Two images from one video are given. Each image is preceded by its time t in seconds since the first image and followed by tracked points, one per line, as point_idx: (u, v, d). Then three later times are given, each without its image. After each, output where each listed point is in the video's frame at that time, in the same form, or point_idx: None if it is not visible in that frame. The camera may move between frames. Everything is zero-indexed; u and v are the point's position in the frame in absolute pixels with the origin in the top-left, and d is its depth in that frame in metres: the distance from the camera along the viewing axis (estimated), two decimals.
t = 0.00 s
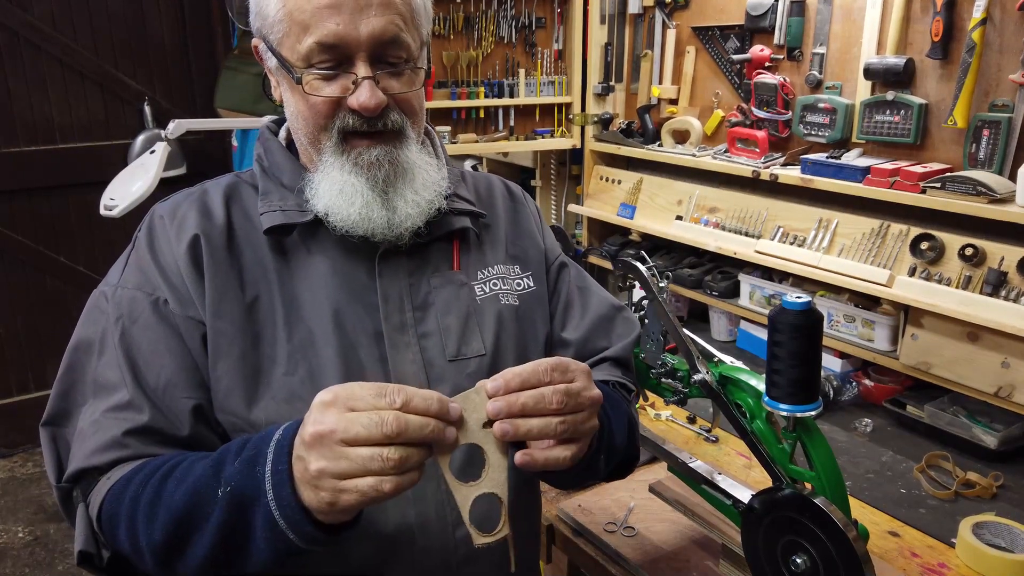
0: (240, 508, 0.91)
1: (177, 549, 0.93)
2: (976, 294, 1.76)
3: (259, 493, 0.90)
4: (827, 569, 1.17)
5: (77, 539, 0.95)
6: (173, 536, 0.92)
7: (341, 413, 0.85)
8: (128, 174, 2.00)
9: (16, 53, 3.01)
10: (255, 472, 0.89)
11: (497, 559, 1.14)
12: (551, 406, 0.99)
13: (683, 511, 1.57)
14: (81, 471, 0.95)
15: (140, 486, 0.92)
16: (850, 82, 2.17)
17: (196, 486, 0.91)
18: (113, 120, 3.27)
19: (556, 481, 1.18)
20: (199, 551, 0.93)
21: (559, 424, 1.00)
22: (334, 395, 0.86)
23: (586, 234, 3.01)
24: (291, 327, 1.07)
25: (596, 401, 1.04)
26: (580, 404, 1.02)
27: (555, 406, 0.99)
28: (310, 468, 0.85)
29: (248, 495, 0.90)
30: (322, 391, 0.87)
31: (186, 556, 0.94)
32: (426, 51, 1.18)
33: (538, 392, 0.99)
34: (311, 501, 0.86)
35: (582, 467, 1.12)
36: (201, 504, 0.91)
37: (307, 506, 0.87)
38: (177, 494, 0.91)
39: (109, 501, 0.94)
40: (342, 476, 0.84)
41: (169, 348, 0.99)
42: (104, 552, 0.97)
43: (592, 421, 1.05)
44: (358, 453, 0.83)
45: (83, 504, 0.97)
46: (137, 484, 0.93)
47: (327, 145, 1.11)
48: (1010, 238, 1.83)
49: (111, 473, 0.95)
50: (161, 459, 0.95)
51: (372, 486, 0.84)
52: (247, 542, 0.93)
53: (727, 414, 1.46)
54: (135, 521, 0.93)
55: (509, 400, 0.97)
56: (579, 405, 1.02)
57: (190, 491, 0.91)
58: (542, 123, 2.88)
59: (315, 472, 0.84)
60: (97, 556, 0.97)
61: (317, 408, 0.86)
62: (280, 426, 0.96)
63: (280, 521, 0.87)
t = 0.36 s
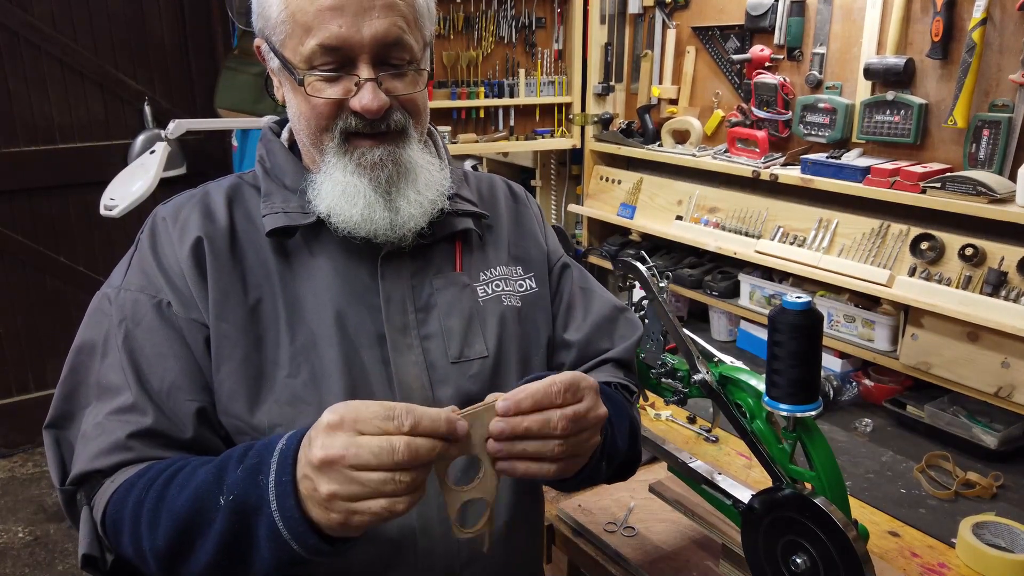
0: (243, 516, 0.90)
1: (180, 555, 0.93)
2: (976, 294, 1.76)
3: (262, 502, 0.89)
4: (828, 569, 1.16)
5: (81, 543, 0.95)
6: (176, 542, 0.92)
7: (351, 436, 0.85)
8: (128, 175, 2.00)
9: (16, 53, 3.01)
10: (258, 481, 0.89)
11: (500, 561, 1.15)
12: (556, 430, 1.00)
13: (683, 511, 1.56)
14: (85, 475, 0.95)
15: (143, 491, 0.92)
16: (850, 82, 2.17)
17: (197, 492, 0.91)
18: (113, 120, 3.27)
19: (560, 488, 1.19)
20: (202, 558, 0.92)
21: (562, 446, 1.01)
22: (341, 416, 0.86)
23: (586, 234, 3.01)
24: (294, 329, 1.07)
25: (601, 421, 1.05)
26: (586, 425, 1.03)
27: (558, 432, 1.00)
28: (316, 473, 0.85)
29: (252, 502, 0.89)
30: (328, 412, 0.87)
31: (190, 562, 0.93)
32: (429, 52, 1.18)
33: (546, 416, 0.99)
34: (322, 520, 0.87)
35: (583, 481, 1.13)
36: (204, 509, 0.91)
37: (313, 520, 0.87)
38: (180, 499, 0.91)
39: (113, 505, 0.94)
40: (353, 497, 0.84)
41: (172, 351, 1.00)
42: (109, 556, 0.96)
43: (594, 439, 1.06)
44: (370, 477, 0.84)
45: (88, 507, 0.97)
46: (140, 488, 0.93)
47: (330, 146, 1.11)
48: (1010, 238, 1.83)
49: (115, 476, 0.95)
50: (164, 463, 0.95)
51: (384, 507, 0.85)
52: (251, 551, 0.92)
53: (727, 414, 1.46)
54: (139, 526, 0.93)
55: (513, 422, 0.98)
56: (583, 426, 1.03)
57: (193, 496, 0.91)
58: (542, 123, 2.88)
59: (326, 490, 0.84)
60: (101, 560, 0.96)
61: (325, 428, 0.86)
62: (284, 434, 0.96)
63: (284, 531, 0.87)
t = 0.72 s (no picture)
0: (243, 534, 0.91)
1: (179, 565, 0.93)
2: (976, 294, 1.76)
3: (262, 520, 0.90)
4: (827, 569, 1.16)
5: (81, 546, 0.95)
6: (175, 554, 0.92)
7: (363, 456, 0.85)
8: (128, 175, 2.00)
9: (16, 53, 3.01)
10: (259, 499, 0.90)
11: (502, 563, 1.15)
12: (568, 457, 1.03)
13: (683, 511, 1.56)
14: (85, 477, 0.95)
15: (143, 499, 0.92)
16: (850, 82, 2.17)
17: (198, 505, 0.91)
18: (113, 120, 3.27)
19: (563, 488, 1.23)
20: (200, 570, 0.93)
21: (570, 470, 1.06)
22: (353, 434, 0.86)
23: (585, 234, 3.01)
24: (298, 330, 1.07)
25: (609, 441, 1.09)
26: (596, 448, 1.07)
27: (570, 459, 1.03)
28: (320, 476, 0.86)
29: (252, 520, 0.90)
30: (339, 430, 0.88)
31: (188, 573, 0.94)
32: (433, 55, 1.18)
33: (557, 446, 1.03)
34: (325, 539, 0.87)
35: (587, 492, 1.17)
36: (203, 522, 0.91)
37: (317, 539, 0.88)
38: (179, 512, 0.91)
39: (113, 509, 0.94)
40: (365, 518, 0.85)
41: (174, 352, 0.99)
42: (108, 559, 0.97)
43: (601, 458, 1.11)
44: (382, 497, 0.85)
45: (88, 510, 0.97)
46: (140, 496, 0.93)
47: (335, 149, 1.11)
48: (1010, 238, 1.83)
49: (115, 480, 0.95)
50: (166, 469, 0.95)
51: (396, 528, 0.86)
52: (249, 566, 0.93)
53: (727, 414, 1.46)
54: (138, 534, 0.93)
55: (525, 453, 1.01)
56: (593, 449, 1.06)
57: (193, 509, 0.91)
58: (543, 123, 2.88)
59: (337, 513, 0.85)
60: (101, 564, 0.96)
61: (337, 447, 0.86)
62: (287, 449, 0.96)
63: (286, 551, 0.88)
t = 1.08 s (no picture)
0: (240, 537, 0.91)
1: (176, 566, 0.93)
2: (977, 294, 1.76)
3: (259, 522, 0.90)
4: (827, 569, 1.16)
5: (80, 544, 0.96)
6: (171, 555, 0.92)
7: (365, 464, 0.85)
8: (128, 174, 2.00)
9: (16, 53, 3.01)
10: (257, 501, 0.90)
11: (502, 562, 1.15)
12: (567, 459, 1.03)
13: (683, 511, 1.56)
14: (84, 475, 0.95)
15: (141, 498, 0.92)
16: (850, 82, 2.17)
17: (196, 506, 0.91)
18: (113, 120, 3.27)
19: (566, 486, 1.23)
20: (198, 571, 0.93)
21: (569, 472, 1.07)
22: (355, 442, 0.86)
23: (585, 234, 3.01)
24: (299, 328, 1.07)
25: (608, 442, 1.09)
26: (595, 450, 1.07)
27: (569, 461, 1.03)
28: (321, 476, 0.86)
29: (250, 523, 0.90)
30: (342, 435, 0.87)
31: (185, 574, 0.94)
32: (435, 55, 1.18)
33: (556, 449, 1.02)
34: (323, 542, 0.88)
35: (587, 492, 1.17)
36: (200, 524, 0.91)
37: (315, 542, 0.88)
38: (177, 513, 0.91)
39: (111, 508, 0.94)
40: (367, 525, 0.85)
41: (173, 350, 1.00)
42: (106, 558, 0.98)
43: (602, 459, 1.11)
44: (385, 504, 0.85)
45: (86, 507, 0.97)
46: (138, 496, 0.93)
47: (336, 149, 1.11)
48: (1010, 238, 1.83)
49: (113, 478, 0.95)
50: (164, 469, 0.95)
51: (398, 535, 0.86)
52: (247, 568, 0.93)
53: (727, 414, 1.46)
54: (135, 533, 0.93)
55: (523, 456, 1.01)
56: (592, 451, 1.06)
57: (190, 511, 0.91)
58: (543, 123, 2.88)
59: (339, 522, 0.85)
60: (100, 561, 0.97)
61: (338, 453, 0.86)
62: (286, 452, 0.96)
63: (283, 555, 0.88)
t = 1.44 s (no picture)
0: (241, 533, 0.90)
1: (176, 563, 0.93)
2: (976, 294, 1.76)
3: (261, 520, 0.90)
4: (827, 569, 1.16)
5: (79, 540, 0.96)
6: (172, 551, 0.92)
7: (364, 483, 0.85)
8: (128, 175, 2.00)
9: (16, 53, 3.01)
10: (258, 499, 0.90)
11: (502, 561, 1.15)
12: (565, 446, 1.03)
13: (683, 511, 1.57)
14: (83, 472, 0.95)
15: (141, 494, 0.92)
16: (850, 82, 2.17)
17: (196, 503, 0.91)
18: (113, 121, 3.27)
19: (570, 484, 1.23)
20: (199, 568, 0.93)
21: (571, 459, 1.06)
22: (354, 461, 0.85)
23: (585, 234, 3.01)
24: (298, 324, 1.07)
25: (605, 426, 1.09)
26: (592, 435, 1.07)
27: (568, 447, 1.03)
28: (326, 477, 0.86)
29: (251, 520, 0.90)
30: (341, 453, 0.86)
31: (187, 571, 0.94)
32: (435, 54, 1.18)
33: (552, 437, 1.02)
34: (325, 543, 0.88)
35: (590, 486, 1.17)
36: (201, 520, 0.91)
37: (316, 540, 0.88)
38: (178, 509, 0.91)
39: (111, 504, 0.94)
40: (367, 540, 0.86)
41: (172, 347, 0.99)
42: (105, 554, 0.97)
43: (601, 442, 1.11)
44: (386, 521, 0.86)
45: (84, 503, 0.97)
46: (137, 492, 0.92)
47: (336, 149, 1.11)
48: (1010, 239, 1.83)
49: (111, 474, 0.95)
50: (164, 465, 0.95)
51: (397, 550, 0.87)
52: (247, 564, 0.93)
53: (727, 413, 1.46)
54: (135, 530, 0.93)
55: (520, 451, 1.01)
56: (590, 436, 1.06)
57: (191, 507, 0.91)
58: (543, 123, 2.89)
59: (340, 538, 0.86)
60: (99, 557, 0.97)
61: (338, 474, 0.85)
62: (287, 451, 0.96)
63: (285, 552, 0.88)
